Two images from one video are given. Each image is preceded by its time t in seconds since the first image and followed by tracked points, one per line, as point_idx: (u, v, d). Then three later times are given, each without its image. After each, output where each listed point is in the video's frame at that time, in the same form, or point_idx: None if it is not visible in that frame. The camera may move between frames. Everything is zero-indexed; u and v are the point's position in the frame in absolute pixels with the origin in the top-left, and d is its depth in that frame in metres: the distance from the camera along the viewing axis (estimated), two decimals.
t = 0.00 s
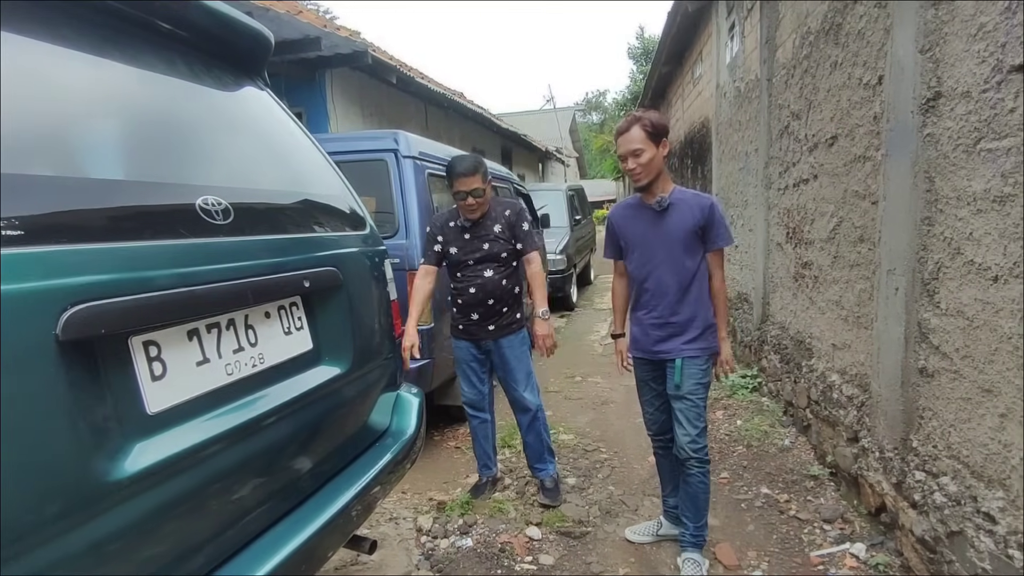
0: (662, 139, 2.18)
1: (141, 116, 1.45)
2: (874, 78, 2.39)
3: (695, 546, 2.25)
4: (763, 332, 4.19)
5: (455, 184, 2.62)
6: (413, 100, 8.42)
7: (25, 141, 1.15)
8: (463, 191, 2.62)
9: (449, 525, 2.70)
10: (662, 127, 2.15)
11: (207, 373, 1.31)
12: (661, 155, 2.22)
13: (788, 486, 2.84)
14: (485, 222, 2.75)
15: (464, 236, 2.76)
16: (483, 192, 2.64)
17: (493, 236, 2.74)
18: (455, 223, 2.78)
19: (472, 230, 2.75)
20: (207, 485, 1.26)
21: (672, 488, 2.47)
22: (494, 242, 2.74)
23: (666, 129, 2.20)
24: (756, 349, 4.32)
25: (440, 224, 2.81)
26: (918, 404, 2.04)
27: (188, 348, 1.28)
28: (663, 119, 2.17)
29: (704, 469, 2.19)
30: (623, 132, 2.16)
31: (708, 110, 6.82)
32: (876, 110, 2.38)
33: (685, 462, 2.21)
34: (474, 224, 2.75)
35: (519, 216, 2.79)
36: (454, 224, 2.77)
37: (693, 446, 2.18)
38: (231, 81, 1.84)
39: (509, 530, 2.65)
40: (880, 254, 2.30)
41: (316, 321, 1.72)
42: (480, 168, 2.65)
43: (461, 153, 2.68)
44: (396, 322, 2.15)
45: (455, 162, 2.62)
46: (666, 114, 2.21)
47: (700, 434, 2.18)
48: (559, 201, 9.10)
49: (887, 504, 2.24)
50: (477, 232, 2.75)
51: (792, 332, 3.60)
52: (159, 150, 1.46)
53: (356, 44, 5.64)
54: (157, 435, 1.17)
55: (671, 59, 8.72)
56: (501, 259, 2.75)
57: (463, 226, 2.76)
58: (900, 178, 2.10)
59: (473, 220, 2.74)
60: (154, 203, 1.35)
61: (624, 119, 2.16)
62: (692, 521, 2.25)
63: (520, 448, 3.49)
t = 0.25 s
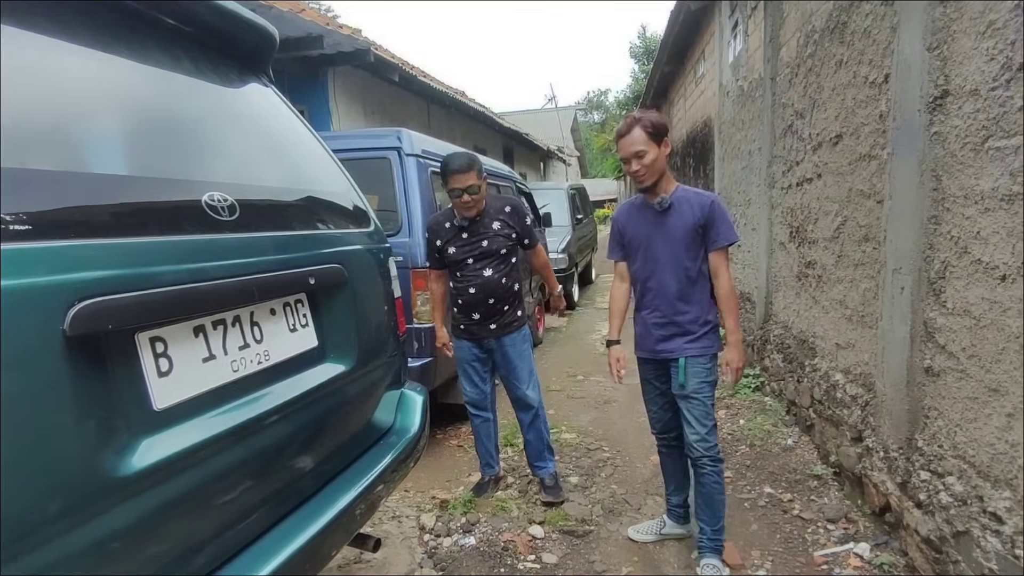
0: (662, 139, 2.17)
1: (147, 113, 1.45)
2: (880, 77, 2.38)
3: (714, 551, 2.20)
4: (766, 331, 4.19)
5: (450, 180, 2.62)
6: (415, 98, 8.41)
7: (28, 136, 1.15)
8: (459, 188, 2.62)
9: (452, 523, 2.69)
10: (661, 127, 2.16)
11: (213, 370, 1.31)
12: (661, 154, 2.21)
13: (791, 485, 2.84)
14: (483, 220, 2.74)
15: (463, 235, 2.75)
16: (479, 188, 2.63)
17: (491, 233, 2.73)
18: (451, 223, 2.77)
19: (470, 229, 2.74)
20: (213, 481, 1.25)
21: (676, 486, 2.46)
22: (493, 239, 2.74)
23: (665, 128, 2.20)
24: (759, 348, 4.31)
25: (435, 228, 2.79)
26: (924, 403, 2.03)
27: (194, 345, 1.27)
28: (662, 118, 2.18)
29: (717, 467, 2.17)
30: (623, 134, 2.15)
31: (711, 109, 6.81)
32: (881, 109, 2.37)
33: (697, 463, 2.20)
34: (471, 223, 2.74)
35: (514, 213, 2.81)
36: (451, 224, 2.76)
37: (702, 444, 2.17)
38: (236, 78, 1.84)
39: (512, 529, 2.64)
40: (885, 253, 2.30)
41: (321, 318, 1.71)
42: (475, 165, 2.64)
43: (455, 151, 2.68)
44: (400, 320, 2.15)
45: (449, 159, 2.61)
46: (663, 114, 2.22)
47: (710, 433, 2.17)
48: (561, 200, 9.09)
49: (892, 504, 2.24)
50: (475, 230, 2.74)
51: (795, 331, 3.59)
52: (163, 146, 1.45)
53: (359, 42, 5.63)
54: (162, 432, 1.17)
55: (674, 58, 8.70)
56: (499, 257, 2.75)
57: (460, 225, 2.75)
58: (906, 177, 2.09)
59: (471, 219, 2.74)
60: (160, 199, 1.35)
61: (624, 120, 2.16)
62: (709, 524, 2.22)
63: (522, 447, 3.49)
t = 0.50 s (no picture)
0: (683, 133, 2.15)
1: (154, 109, 1.44)
2: (888, 77, 2.37)
3: (730, 558, 2.17)
4: (770, 333, 4.17)
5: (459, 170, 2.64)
6: (419, 98, 8.41)
7: (31, 131, 1.14)
8: (469, 179, 2.62)
9: (456, 524, 2.68)
10: (683, 123, 2.13)
11: (219, 367, 1.30)
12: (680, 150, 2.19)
13: (797, 488, 2.82)
14: (492, 216, 2.73)
15: (471, 232, 2.75)
16: (488, 178, 2.63)
17: (499, 230, 2.72)
18: (460, 220, 2.76)
19: (479, 226, 2.73)
20: (219, 480, 1.25)
21: (681, 489, 2.44)
22: (501, 236, 2.73)
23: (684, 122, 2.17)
24: (763, 350, 4.30)
25: (444, 224, 2.79)
26: (932, 406, 2.02)
27: (201, 342, 1.26)
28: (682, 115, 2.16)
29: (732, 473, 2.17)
30: (645, 126, 2.11)
31: (716, 110, 6.79)
32: (890, 109, 2.36)
33: (710, 471, 2.18)
34: (480, 219, 2.73)
35: (526, 212, 2.79)
36: (460, 220, 2.76)
37: (719, 452, 2.16)
38: (243, 75, 1.83)
39: (516, 529, 2.63)
40: (893, 255, 2.28)
41: (327, 316, 1.70)
42: (487, 159, 2.66)
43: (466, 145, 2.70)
44: (405, 320, 2.14)
45: (461, 151, 2.65)
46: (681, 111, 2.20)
47: (725, 439, 2.17)
48: (564, 201, 9.08)
49: (899, 507, 2.22)
50: (484, 227, 2.73)
51: (800, 333, 3.57)
52: (168, 143, 1.45)
53: (363, 41, 5.63)
54: (169, 430, 1.16)
55: (678, 59, 8.69)
56: (508, 254, 2.74)
57: (470, 221, 2.74)
58: (915, 178, 2.08)
59: (480, 215, 2.73)
60: (168, 196, 1.34)
61: (646, 112, 2.11)
62: (724, 532, 2.20)
63: (526, 447, 3.48)
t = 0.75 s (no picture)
0: (711, 140, 2.15)
1: (168, 111, 1.46)
2: (899, 81, 2.36)
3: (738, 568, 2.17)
4: (777, 336, 4.16)
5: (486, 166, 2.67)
6: (426, 99, 8.42)
7: (44, 133, 1.15)
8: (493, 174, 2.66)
9: (462, 525, 2.69)
10: (712, 129, 2.15)
11: (231, 368, 1.31)
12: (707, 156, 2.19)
13: (803, 492, 2.81)
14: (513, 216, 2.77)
15: (492, 231, 2.77)
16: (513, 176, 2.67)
17: (520, 230, 2.75)
18: (481, 218, 2.79)
19: (499, 225, 2.77)
20: (229, 481, 1.25)
21: (688, 495, 2.45)
22: (521, 236, 2.75)
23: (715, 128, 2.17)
24: (769, 353, 4.29)
25: (465, 220, 2.80)
26: (941, 412, 2.01)
27: (214, 343, 1.27)
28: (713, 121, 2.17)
29: (744, 487, 2.15)
30: (674, 129, 2.13)
31: (723, 112, 6.77)
32: (900, 113, 2.35)
33: (721, 482, 2.17)
34: (501, 218, 2.77)
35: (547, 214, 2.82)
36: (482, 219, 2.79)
37: (733, 465, 2.14)
38: (255, 76, 1.84)
39: (522, 531, 2.63)
40: (903, 259, 2.28)
41: (337, 317, 1.71)
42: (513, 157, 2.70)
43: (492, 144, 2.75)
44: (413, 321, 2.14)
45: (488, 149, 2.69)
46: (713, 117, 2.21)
47: (739, 452, 2.16)
48: (570, 202, 9.08)
49: (907, 513, 2.21)
50: (505, 226, 2.76)
51: (807, 337, 3.56)
52: (180, 145, 1.45)
53: (372, 42, 5.64)
54: (183, 429, 1.17)
55: (685, 60, 8.68)
56: (528, 255, 2.76)
57: (491, 220, 2.77)
58: (926, 182, 2.07)
59: (501, 214, 2.77)
60: (181, 196, 1.36)
61: (675, 115, 2.14)
62: (733, 543, 2.19)
63: (531, 449, 3.48)
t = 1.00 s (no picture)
0: (739, 141, 2.10)
1: (183, 111, 1.48)
2: (908, 83, 2.36)
3: None
4: (783, 337, 4.16)
5: (509, 166, 2.67)
6: (434, 98, 8.45)
7: (59, 133, 1.17)
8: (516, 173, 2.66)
9: (468, 522, 2.70)
10: (741, 129, 2.10)
11: (244, 364, 1.33)
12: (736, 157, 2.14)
13: (809, 493, 2.81)
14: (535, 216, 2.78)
15: (514, 230, 2.78)
16: (536, 175, 2.66)
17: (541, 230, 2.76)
18: (503, 217, 2.81)
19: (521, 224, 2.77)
20: (240, 475, 1.27)
21: (694, 498, 2.46)
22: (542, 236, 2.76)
23: (746, 129, 2.12)
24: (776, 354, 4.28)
25: (487, 220, 2.83)
26: (948, 414, 2.01)
27: (227, 339, 1.29)
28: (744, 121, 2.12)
29: (756, 503, 2.13)
30: (700, 129, 2.10)
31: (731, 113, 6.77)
32: (909, 115, 2.35)
33: (732, 496, 2.14)
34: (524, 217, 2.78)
35: (570, 215, 2.82)
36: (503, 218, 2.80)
37: (745, 481, 2.11)
38: (267, 77, 1.87)
39: (528, 529, 2.65)
40: (911, 261, 2.27)
41: (348, 315, 1.73)
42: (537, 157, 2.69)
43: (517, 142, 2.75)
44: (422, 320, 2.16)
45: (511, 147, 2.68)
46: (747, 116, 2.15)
47: (753, 469, 2.12)
48: (577, 202, 9.08)
49: (913, 514, 2.21)
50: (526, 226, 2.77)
51: (814, 338, 3.56)
52: (195, 144, 1.47)
53: (380, 42, 5.66)
54: (198, 423, 1.19)
55: (693, 61, 8.66)
56: (548, 255, 2.76)
57: (513, 219, 2.78)
58: (934, 184, 2.07)
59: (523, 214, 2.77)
60: (196, 195, 1.38)
61: (702, 115, 2.11)
62: (739, 553, 2.17)
63: (538, 448, 3.49)
